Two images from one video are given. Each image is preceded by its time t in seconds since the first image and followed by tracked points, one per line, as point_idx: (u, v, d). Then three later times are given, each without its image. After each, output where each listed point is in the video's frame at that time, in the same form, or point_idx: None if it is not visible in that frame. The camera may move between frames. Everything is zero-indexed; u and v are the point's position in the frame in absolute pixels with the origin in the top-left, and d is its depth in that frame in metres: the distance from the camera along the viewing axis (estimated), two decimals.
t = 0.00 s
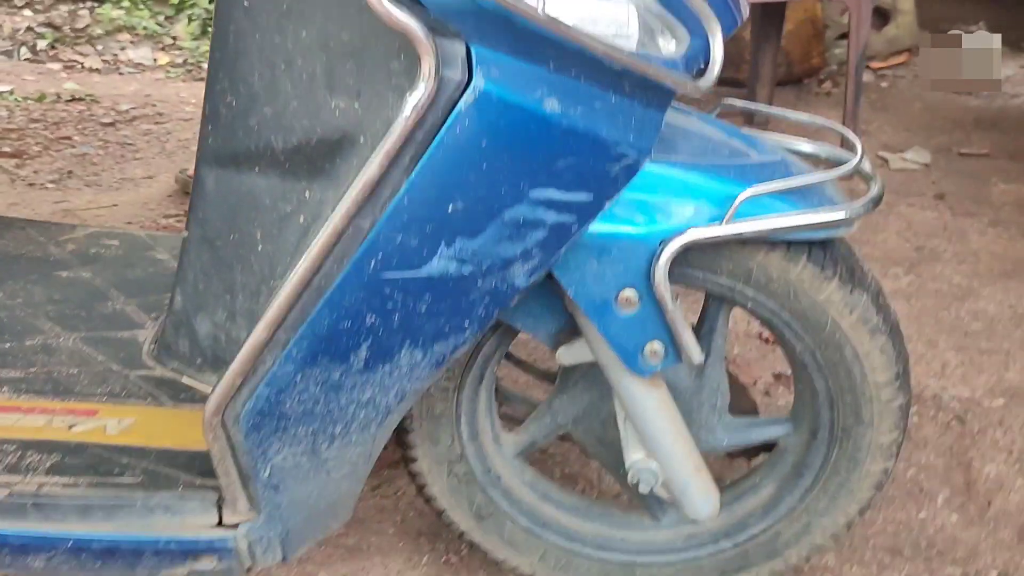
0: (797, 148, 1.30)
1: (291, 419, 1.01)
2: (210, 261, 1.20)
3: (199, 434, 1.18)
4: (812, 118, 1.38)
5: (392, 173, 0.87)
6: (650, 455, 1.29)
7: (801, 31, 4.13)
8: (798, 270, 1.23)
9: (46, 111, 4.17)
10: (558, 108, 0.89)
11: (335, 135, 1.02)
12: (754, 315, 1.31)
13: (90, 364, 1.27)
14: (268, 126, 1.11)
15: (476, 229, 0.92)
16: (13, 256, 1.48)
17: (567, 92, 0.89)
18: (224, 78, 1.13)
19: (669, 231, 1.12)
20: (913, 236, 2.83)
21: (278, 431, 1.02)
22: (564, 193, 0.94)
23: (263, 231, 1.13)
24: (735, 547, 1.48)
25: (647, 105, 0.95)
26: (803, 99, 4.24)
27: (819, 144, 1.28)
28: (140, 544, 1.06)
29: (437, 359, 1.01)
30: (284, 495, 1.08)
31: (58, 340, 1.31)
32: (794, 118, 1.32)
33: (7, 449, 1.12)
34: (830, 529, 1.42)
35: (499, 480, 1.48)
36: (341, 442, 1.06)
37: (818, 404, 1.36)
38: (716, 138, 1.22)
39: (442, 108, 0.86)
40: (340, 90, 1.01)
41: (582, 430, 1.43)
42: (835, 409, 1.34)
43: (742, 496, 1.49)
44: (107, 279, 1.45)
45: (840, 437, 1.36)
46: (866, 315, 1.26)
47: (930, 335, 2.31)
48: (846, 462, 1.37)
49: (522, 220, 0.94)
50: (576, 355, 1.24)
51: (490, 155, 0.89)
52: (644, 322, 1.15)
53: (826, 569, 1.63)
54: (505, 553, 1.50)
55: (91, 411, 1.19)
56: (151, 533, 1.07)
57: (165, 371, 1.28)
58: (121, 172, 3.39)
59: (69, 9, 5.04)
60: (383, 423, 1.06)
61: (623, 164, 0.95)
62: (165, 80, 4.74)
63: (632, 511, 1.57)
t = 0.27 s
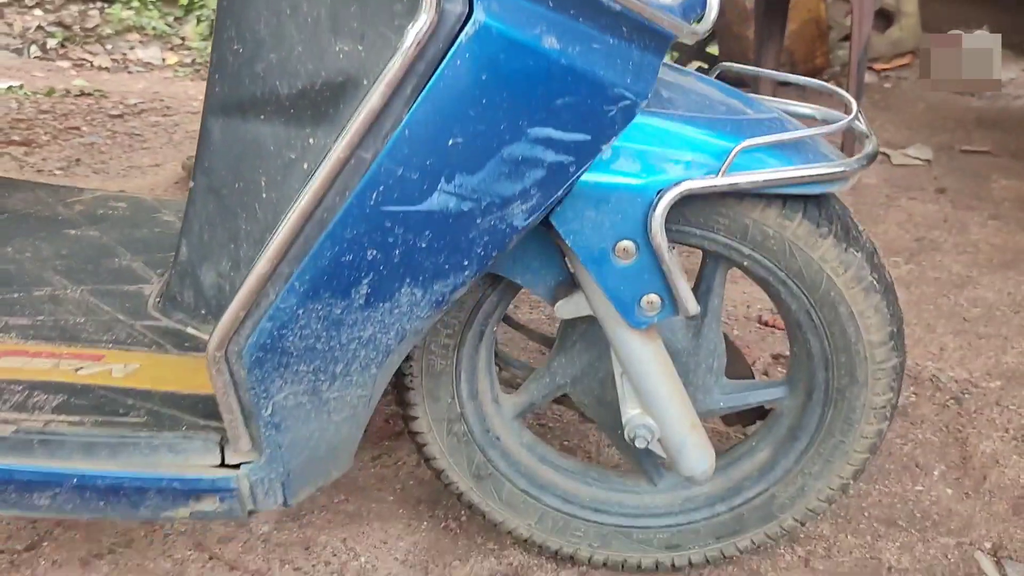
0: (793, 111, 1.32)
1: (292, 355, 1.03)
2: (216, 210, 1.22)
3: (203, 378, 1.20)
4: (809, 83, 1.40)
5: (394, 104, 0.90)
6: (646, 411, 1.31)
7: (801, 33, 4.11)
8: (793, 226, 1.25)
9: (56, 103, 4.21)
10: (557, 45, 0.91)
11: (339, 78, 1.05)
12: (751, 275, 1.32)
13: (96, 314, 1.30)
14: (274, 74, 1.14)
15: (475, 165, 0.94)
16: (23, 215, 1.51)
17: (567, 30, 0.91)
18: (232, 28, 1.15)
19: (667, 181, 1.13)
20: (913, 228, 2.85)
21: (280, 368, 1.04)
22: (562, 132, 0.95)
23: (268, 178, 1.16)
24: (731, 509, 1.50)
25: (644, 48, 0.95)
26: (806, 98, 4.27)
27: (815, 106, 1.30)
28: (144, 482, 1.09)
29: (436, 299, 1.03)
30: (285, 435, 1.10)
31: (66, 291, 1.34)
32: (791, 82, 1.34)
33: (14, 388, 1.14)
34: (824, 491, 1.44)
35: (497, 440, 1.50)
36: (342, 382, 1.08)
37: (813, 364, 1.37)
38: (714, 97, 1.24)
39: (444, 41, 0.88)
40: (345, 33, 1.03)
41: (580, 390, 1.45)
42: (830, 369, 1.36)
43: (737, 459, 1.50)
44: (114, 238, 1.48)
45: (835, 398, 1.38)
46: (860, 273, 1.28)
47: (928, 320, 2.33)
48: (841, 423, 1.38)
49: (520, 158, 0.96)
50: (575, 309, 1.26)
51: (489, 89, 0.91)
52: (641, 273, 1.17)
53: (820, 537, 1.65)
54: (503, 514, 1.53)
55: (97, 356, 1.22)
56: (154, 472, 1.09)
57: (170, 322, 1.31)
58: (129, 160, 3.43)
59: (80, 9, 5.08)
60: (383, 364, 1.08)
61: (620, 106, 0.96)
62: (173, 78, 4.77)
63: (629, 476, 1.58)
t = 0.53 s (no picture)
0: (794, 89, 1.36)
1: (304, 312, 1.06)
2: (229, 176, 1.25)
3: (215, 339, 1.23)
4: (810, 61, 1.43)
5: (407, 63, 0.93)
6: (647, 382, 1.33)
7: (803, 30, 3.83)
8: (793, 200, 1.28)
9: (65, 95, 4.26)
10: (566, 9, 0.93)
11: (351, 44, 1.08)
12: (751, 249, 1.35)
13: (111, 279, 1.33)
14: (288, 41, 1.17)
15: (484, 126, 0.97)
16: (39, 186, 1.55)
17: None
18: None
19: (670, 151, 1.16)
20: (913, 223, 2.88)
21: (291, 325, 1.06)
22: (568, 96, 0.98)
23: (281, 144, 1.19)
24: (729, 484, 1.52)
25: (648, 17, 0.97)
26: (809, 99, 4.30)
27: (816, 83, 1.33)
28: (157, 438, 1.12)
29: (444, 259, 1.06)
30: (295, 394, 1.13)
31: (81, 257, 1.37)
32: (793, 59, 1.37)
33: (32, 345, 1.17)
34: (822, 466, 1.46)
35: (500, 412, 1.52)
36: (351, 342, 1.11)
37: (811, 339, 1.40)
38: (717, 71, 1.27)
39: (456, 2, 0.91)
40: None
41: (583, 364, 1.48)
42: (828, 344, 1.38)
43: (736, 435, 1.53)
44: (128, 209, 1.51)
45: (833, 373, 1.40)
46: (858, 248, 1.31)
47: (927, 311, 2.35)
48: (838, 398, 1.41)
49: (528, 120, 0.98)
50: (580, 278, 1.29)
51: (499, 50, 0.93)
52: (643, 241, 1.20)
53: (817, 515, 1.67)
54: (505, 487, 1.55)
55: (112, 318, 1.25)
56: (168, 428, 1.12)
57: (182, 289, 1.34)
58: (138, 149, 3.47)
59: (89, 6, 5.12)
60: (391, 324, 1.11)
61: (626, 72, 0.98)
62: (180, 74, 4.80)
63: (630, 451, 1.60)
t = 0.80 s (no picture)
0: (803, 82, 1.38)
1: (322, 291, 1.08)
2: (248, 160, 1.28)
3: (233, 320, 1.26)
4: (820, 55, 1.46)
5: (428, 45, 0.95)
6: (655, 369, 1.34)
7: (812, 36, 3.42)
8: (801, 191, 1.30)
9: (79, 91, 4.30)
10: None
11: (371, 29, 1.11)
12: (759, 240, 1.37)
13: (131, 261, 1.36)
14: (308, 28, 1.19)
15: (501, 109, 0.99)
16: (61, 171, 1.58)
17: None
18: None
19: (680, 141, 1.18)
20: (919, 225, 2.90)
21: (309, 304, 1.09)
22: (583, 81, 1.00)
23: (300, 129, 1.21)
24: (734, 473, 1.53)
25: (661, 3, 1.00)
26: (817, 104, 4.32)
27: (824, 77, 1.35)
28: (175, 415, 1.14)
29: (459, 241, 1.08)
30: (311, 373, 1.15)
31: (102, 240, 1.40)
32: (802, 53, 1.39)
33: (54, 323, 1.20)
34: (827, 457, 1.47)
35: (510, 400, 1.54)
36: (366, 322, 1.14)
37: (818, 329, 1.42)
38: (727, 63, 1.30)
39: None
40: None
41: (591, 352, 1.50)
42: (834, 336, 1.40)
43: (742, 425, 1.54)
44: (147, 195, 1.54)
45: (839, 364, 1.42)
46: (865, 240, 1.33)
47: (933, 311, 2.37)
48: (844, 388, 1.43)
49: (544, 104, 1.01)
50: (590, 265, 1.31)
51: (516, 35, 0.96)
52: (653, 229, 1.22)
53: (822, 507, 1.68)
54: (513, 474, 1.57)
55: (132, 297, 1.27)
56: (186, 404, 1.15)
57: (200, 271, 1.37)
58: (150, 144, 3.51)
59: (102, 6, 5.17)
60: (406, 305, 1.13)
61: (639, 59, 1.01)
62: (191, 72, 4.82)
63: (637, 441, 1.61)
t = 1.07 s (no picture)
0: (820, 83, 1.39)
1: (342, 284, 1.09)
2: (270, 155, 1.30)
3: (253, 313, 1.27)
4: (838, 57, 1.47)
5: (451, 40, 0.97)
6: (670, 367, 1.35)
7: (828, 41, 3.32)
8: (818, 191, 1.31)
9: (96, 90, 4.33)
10: None
11: (394, 26, 1.12)
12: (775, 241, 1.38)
13: (152, 254, 1.38)
14: (332, 24, 1.21)
15: (522, 105, 1.00)
16: (83, 165, 1.60)
17: None
18: None
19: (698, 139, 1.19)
20: (933, 231, 2.90)
21: (330, 297, 1.10)
22: (604, 78, 1.01)
23: (322, 124, 1.23)
24: (748, 473, 1.54)
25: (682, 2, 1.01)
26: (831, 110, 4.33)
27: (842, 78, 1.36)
28: (196, 406, 1.16)
29: (479, 236, 1.09)
30: (330, 366, 1.16)
31: (124, 233, 1.41)
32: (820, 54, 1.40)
33: (77, 313, 1.22)
34: (840, 458, 1.48)
35: (525, 397, 1.55)
36: (386, 316, 1.15)
37: (833, 330, 1.42)
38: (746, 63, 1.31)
39: None
40: None
41: (607, 350, 1.51)
42: (849, 336, 1.41)
43: (756, 425, 1.55)
44: (168, 190, 1.56)
45: (853, 365, 1.42)
46: (881, 241, 1.33)
47: (947, 316, 2.37)
48: (858, 389, 1.43)
49: (564, 100, 1.02)
50: (607, 263, 1.32)
51: (539, 31, 0.97)
52: (671, 227, 1.23)
53: (835, 509, 1.68)
54: (527, 471, 1.57)
55: (153, 290, 1.29)
56: (206, 396, 1.16)
57: (221, 265, 1.39)
58: (168, 143, 3.54)
59: (120, 7, 5.20)
60: (425, 300, 1.14)
61: (659, 57, 1.02)
62: (207, 73, 4.84)
63: (651, 440, 1.62)
